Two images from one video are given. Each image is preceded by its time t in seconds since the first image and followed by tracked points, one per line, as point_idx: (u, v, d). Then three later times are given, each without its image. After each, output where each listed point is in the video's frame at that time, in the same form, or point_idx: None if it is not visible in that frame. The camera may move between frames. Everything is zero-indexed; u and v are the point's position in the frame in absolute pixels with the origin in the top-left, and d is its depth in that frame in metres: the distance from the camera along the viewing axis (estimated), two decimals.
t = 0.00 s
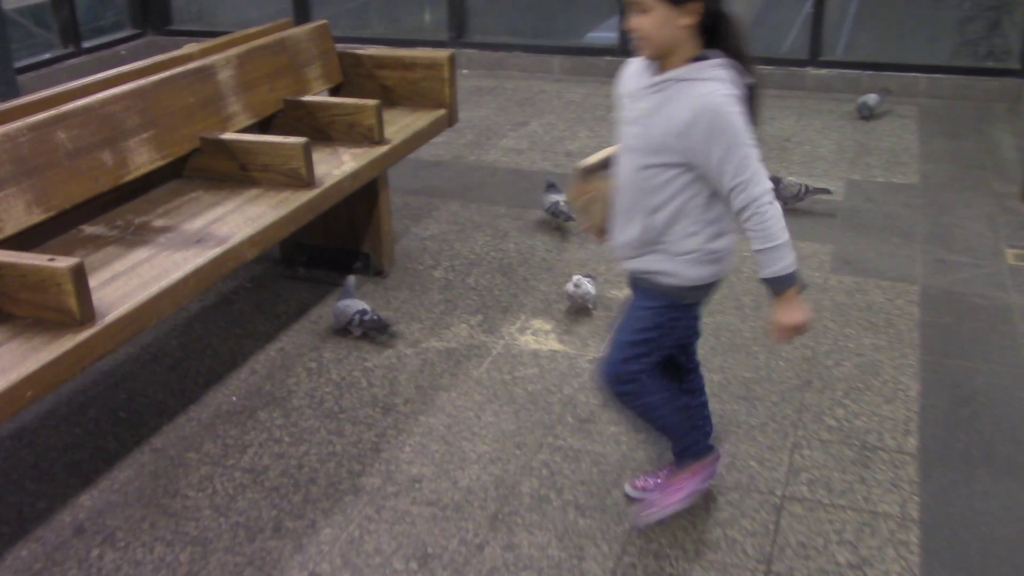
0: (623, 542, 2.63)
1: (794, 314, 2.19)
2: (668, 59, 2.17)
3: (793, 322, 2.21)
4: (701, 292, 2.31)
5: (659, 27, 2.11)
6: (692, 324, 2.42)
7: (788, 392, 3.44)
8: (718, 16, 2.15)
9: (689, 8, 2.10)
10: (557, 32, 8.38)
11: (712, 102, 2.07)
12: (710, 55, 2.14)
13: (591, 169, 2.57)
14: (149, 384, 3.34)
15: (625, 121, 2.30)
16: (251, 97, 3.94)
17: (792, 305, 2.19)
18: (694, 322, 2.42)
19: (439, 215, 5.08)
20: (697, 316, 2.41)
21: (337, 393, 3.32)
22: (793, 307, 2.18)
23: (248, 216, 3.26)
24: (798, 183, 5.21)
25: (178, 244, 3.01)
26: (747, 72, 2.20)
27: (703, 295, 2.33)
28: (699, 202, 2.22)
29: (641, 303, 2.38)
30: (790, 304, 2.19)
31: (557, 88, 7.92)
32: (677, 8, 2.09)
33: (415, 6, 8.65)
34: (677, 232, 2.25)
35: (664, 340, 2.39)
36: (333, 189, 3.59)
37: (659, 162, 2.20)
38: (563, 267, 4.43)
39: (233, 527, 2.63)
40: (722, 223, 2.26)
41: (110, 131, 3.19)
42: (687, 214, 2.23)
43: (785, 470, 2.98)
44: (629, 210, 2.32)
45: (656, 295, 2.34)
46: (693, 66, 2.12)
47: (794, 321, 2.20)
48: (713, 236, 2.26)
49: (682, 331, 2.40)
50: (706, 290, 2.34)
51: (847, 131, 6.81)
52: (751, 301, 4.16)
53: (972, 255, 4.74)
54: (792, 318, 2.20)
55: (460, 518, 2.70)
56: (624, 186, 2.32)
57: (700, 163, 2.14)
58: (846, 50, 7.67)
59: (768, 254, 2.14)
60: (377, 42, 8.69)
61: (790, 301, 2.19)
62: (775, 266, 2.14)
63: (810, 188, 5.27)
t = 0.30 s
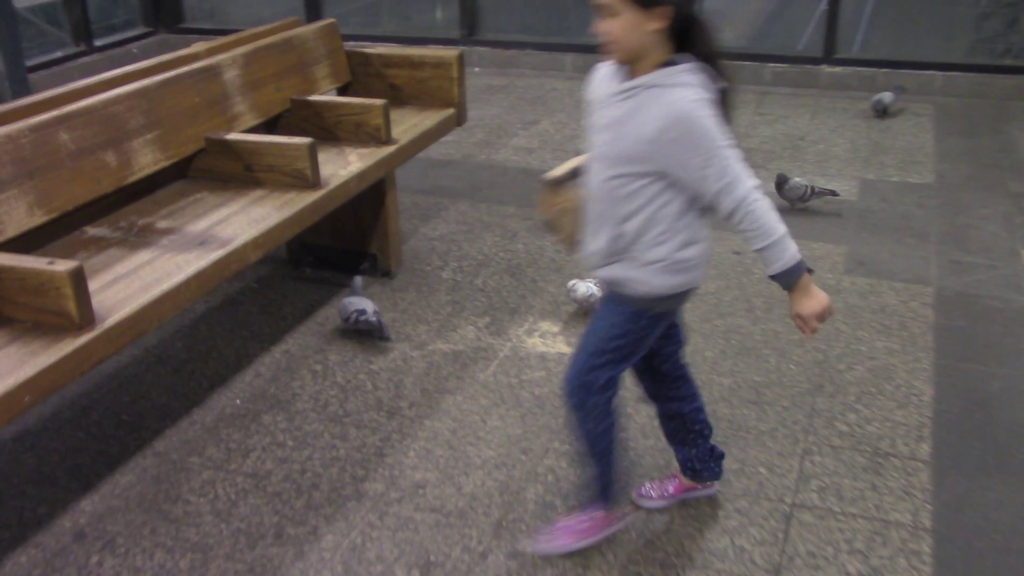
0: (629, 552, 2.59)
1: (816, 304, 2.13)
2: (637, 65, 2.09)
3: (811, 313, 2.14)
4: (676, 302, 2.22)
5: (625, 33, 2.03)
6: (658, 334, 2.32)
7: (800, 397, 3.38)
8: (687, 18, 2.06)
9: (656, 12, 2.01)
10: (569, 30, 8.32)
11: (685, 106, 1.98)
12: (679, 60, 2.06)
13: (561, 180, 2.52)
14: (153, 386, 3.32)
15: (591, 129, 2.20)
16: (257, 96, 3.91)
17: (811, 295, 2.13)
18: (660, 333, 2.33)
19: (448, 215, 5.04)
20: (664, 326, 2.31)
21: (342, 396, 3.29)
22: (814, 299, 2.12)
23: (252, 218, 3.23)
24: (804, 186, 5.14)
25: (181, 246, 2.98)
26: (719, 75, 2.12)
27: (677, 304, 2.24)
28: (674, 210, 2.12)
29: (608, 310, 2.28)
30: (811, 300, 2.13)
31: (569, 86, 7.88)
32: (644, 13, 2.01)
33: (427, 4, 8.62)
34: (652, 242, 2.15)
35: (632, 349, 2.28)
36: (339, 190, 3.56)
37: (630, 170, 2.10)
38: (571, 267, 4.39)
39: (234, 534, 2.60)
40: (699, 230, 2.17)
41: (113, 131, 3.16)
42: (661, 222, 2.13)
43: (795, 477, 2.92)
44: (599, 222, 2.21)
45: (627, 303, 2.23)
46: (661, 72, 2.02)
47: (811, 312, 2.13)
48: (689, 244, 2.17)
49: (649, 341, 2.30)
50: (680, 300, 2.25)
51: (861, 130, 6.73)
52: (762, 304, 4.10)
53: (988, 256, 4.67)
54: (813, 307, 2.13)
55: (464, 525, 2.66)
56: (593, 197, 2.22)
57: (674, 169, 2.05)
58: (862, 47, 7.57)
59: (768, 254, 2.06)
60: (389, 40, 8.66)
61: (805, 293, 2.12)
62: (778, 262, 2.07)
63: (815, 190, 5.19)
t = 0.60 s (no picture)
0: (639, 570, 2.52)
1: (776, 326, 2.03)
2: (587, 82, 2.06)
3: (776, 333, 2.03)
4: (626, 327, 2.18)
5: (574, 50, 2.01)
6: (614, 360, 2.26)
7: (818, 407, 3.30)
8: (637, 32, 2.04)
9: (604, 27, 1.99)
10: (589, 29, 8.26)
11: (632, 125, 1.96)
12: (628, 77, 2.04)
13: (509, 194, 2.44)
14: (161, 394, 3.28)
15: (541, 149, 2.18)
16: (269, 100, 3.87)
17: (772, 317, 2.03)
18: (616, 358, 2.27)
19: (463, 218, 4.99)
20: (620, 352, 2.25)
21: (351, 405, 3.24)
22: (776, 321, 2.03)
23: (261, 223, 3.19)
24: (818, 187, 5.09)
25: (187, 253, 2.95)
26: (673, 92, 2.10)
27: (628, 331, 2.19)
28: (624, 233, 2.09)
29: (558, 342, 2.23)
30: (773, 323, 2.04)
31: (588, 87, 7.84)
32: (591, 29, 1.98)
33: (446, 4, 8.58)
34: (600, 264, 2.11)
35: (587, 378, 2.23)
36: (349, 195, 3.51)
37: (577, 189, 2.07)
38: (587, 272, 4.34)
39: (237, 547, 2.56)
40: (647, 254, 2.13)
41: (121, 136, 3.14)
42: (610, 245, 2.09)
43: (813, 492, 2.84)
44: (549, 244, 2.18)
45: (578, 331, 2.18)
46: (610, 89, 2.01)
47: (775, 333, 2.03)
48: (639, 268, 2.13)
49: (604, 367, 2.24)
50: (632, 326, 2.20)
51: (886, 131, 6.62)
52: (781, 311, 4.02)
53: (1015, 261, 4.55)
54: (774, 328, 2.03)
55: (471, 540, 2.61)
56: (543, 218, 2.19)
57: (621, 189, 2.02)
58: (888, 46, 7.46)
59: (722, 275, 1.98)
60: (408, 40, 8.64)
61: (765, 313, 2.03)
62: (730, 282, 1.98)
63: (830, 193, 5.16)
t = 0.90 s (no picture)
0: None
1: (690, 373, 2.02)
2: (548, 99, 2.00)
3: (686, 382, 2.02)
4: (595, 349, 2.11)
5: (529, 67, 1.96)
6: (581, 383, 2.21)
7: (829, 418, 3.24)
8: (602, 50, 1.96)
9: (560, 43, 1.92)
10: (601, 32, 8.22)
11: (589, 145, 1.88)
12: (586, 94, 1.96)
13: (473, 206, 2.40)
14: (163, 401, 3.26)
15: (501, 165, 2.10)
16: (274, 105, 3.84)
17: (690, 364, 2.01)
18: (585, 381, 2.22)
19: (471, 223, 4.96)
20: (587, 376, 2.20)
21: (354, 414, 3.20)
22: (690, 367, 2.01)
23: (263, 230, 3.16)
24: (821, 190, 5.05)
25: (187, 261, 2.92)
26: (637, 112, 2.01)
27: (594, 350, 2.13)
28: (586, 254, 2.01)
29: (522, 367, 2.18)
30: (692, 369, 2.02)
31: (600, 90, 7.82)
32: (546, 45, 1.92)
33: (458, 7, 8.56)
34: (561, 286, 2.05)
35: (551, 402, 2.18)
36: (353, 201, 3.48)
37: (536, 210, 2.00)
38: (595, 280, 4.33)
39: (236, 559, 2.53)
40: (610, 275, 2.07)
41: (123, 142, 3.11)
42: (574, 266, 2.03)
43: (822, 505, 2.79)
44: (512, 264, 2.11)
45: (541, 353, 2.13)
46: (569, 107, 1.93)
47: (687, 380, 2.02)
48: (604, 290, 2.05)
49: (571, 391, 2.20)
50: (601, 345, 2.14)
51: (901, 134, 6.55)
52: (791, 319, 3.97)
53: None
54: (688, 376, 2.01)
55: (472, 552, 2.57)
56: (506, 235, 2.12)
57: (579, 210, 1.95)
58: (905, 48, 7.37)
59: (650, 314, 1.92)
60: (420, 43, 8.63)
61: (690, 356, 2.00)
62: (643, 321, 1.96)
63: (832, 196, 5.09)
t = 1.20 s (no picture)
0: None
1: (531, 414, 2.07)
2: (505, 113, 1.97)
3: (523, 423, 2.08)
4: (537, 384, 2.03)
5: (485, 80, 1.94)
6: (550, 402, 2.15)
7: (834, 431, 3.19)
8: (558, 62, 1.93)
9: (513, 57, 1.90)
10: (608, 36, 8.19)
11: (537, 160, 1.85)
12: (544, 107, 1.94)
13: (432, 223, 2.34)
14: (160, 411, 3.23)
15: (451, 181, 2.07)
16: (275, 111, 3.81)
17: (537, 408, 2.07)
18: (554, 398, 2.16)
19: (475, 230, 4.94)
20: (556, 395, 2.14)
21: (352, 425, 3.16)
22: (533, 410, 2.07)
23: (262, 238, 3.13)
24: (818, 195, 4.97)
25: (184, 270, 2.89)
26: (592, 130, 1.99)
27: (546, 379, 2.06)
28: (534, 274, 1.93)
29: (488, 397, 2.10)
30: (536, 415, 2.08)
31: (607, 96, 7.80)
32: (498, 57, 1.90)
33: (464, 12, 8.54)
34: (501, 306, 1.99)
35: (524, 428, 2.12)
36: (354, 209, 3.45)
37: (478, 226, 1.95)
38: (597, 289, 4.31)
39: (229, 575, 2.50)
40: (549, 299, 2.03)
41: (121, 149, 3.09)
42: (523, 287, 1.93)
43: (826, 521, 2.74)
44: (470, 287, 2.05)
45: (500, 379, 2.05)
46: (523, 122, 1.91)
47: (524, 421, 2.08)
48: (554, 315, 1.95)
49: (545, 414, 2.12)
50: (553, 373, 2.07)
51: (911, 140, 6.49)
52: (797, 329, 3.92)
53: None
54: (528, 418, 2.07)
55: (469, 568, 2.53)
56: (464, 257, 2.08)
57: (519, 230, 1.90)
58: (916, 54, 7.25)
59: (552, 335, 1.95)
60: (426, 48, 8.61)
61: (542, 400, 2.06)
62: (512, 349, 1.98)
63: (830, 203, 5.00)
